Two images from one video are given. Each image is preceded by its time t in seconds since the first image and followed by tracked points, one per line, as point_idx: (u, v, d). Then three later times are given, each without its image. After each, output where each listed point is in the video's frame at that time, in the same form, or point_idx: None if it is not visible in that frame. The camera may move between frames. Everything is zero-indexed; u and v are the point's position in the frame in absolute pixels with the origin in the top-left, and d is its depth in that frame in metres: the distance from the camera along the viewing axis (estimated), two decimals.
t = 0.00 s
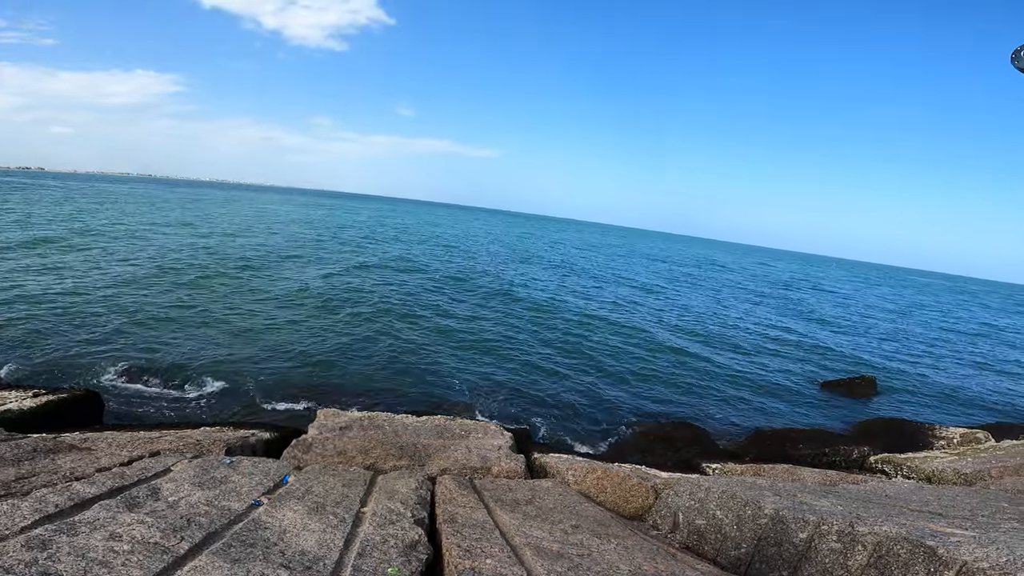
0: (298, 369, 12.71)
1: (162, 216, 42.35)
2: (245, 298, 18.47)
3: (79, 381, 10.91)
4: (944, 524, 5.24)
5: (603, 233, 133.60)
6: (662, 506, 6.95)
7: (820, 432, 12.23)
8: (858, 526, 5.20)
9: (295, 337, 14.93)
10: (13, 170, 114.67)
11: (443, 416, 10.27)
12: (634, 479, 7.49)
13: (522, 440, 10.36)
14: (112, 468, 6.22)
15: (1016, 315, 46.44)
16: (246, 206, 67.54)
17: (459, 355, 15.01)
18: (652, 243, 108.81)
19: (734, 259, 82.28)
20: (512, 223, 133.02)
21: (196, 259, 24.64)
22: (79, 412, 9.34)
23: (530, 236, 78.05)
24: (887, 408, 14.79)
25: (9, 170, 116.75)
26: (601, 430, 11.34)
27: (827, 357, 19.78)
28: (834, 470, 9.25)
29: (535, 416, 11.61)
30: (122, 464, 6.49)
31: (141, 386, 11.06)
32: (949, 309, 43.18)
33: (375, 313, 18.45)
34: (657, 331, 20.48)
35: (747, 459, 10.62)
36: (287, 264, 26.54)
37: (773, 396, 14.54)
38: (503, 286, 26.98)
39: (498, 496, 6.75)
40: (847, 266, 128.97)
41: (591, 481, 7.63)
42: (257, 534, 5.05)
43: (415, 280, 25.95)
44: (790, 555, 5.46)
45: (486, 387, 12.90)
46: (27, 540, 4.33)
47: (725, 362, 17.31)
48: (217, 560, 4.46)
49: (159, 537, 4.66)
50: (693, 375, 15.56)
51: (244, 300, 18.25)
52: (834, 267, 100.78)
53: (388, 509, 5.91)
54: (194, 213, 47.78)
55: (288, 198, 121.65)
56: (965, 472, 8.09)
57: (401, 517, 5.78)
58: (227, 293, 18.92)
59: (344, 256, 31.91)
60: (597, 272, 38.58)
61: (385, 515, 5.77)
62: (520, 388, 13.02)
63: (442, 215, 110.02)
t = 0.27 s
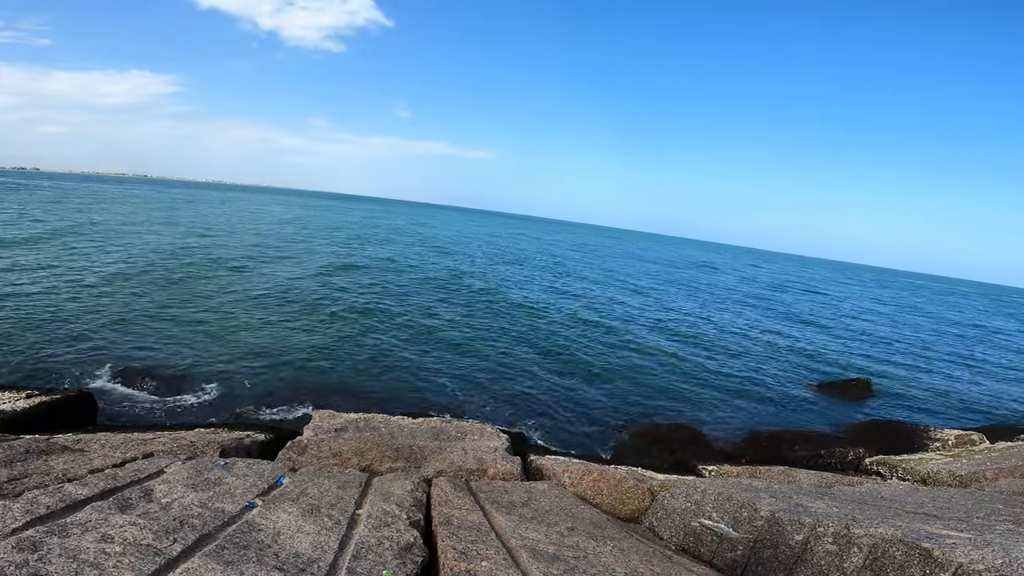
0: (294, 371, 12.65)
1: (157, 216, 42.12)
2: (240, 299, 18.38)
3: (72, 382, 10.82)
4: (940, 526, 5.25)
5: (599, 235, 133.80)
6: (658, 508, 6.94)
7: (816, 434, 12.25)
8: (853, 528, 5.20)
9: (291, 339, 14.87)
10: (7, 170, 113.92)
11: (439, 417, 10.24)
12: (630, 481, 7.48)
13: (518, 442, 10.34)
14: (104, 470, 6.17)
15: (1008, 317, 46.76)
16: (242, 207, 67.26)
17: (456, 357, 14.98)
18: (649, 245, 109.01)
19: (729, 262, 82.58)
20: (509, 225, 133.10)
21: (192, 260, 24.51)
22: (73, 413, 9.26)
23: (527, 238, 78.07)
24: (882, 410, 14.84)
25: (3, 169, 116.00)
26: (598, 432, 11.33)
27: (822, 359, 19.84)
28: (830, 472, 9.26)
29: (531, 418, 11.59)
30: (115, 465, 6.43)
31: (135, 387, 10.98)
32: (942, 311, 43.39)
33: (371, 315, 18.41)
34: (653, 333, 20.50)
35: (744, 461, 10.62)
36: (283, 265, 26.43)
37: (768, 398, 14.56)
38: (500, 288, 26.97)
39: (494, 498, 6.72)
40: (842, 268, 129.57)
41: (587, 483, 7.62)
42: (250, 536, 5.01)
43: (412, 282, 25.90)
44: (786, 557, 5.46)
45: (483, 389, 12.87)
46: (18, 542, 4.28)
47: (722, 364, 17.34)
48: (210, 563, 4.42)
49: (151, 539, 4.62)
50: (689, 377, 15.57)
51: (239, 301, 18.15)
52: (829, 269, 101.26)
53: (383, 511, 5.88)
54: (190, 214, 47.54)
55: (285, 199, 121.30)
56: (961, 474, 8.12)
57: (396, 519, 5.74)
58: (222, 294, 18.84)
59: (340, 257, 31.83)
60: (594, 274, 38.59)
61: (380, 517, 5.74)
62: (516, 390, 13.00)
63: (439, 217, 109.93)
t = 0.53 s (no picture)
0: (290, 373, 12.59)
1: (153, 218, 41.94)
2: (236, 301, 18.30)
3: (66, 384, 10.74)
4: (937, 529, 5.24)
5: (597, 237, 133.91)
6: (656, 511, 6.91)
7: (813, 436, 12.26)
8: (851, 531, 5.18)
9: (287, 341, 14.79)
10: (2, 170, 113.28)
11: (436, 420, 10.20)
12: (628, 484, 7.46)
13: (515, 444, 10.31)
14: (98, 473, 6.11)
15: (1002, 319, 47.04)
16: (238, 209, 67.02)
17: (453, 359, 14.95)
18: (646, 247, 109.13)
19: (726, 264, 82.79)
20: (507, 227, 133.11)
21: (188, 262, 24.41)
22: (67, 415, 9.18)
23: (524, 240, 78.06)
24: (879, 412, 14.87)
25: None
26: (595, 434, 11.31)
27: (819, 361, 19.88)
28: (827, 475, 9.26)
29: (529, 420, 11.56)
30: (109, 468, 6.38)
31: (130, 389, 10.90)
32: (937, 313, 43.59)
33: (368, 317, 18.35)
34: (650, 335, 20.51)
35: (741, 463, 10.62)
36: (279, 267, 26.33)
37: (765, 400, 14.57)
38: (497, 290, 26.95)
39: (492, 501, 6.69)
40: (838, 271, 130.04)
41: (584, 486, 7.59)
42: (245, 540, 4.96)
43: (409, 283, 25.84)
44: (784, 560, 5.45)
45: (480, 391, 12.83)
46: (10, 545, 4.24)
47: (718, 366, 17.34)
48: (205, 566, 4.38)
49: (145, 542, 4.57)
50: (686, 379, 15.57)
51: (235, 303, 18.08)
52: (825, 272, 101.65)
53: (380, 515, 5.84)
54: (186, 216, 47.36)
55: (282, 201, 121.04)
56: (957, 476, 8.13)
57: (393, 523, 5.71)
58: (218, 295, 18.75)
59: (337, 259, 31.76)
60: (591, 276, 38.61)
61: (376, 521, 5.70)
62: (513, 393, 12.97)
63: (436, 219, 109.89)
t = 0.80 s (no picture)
0: (288, 376, 12.56)
1: (150, 219, 41.85)
2: (234, 303, 18.27)
3: (63, 386, 10.70)
4: (935, 532, 5.25)
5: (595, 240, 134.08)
6: (655, 514, 6.91)
7: (811, 439, 12.27)
8: (849, 535, 5.18)
9: (285, 343, 14.76)
10: None
11: (434, 422, 10.19)
12: (626, 487, 7.46)
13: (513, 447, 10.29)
14: (95, 475, 6.09)
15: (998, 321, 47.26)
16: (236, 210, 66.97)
17: (451, 361, 14.95)
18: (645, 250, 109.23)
19: (723, 266, 82.97)
20: (505, 230, 133.17)
21: (185, 263, 24.35)
22: (64, 417, 9.15)
23: (523, 242, 78.07)
24: (877, 415, 14.89)
25: None
26: (593, 437, 11.31)
27: (817, 364, 19.92)
28: (825, 478, 9.28)
29: (527, 423, 11.55)
30: (106, 470, 6.36)
31: (127, 391, 10.87)
32: (934, 315, 43.75)
33: (366, 319, 18.34)
34: (648, 338, 20.51)
35: (739, 466, 10.63)
36: (277, 268, 26.28)
37: (764, 403, 14.57)
38: (496, 292, 26.94)
39: (490, 504, 6.68)
40: (836, 273, 130.35)
41: (583, 489, 7.59)
42: (243, 542, 4.95)
43: (407, 286, 25.85)
44: (782, 563, 5.45)
45: (479, 394, 12.82)
46: (6, 547, 4.22)
47: (717, 368, 17.35)
48: (202, 569, 4.36)
49: (141, 544, 4.56)
50: (684, 382, 15.58)
51: (233, 304, 18.03)
52: (823, 274, 101.97)
53: (378, 518, 5.82)
54: (184, 217, 47.30)
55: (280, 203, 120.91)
56: (955, 479, 8.14)
57: (391, 526, 5.69)
58: (216, 297, 18.72)
59: (336, 261, 31.77)
60: (589, 279, 38.66)
61: (374, 524, 5.69)
62: (512, 395, 12.96)
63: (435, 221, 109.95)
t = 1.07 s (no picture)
0: (284, 376, 12.53)
1: (148, 219, 41.76)
2: (231, 303, 18.23)
3: (58, 385, 10.65)
4: (929, 536, 5.27)
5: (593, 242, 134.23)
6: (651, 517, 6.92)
7: (807, 442, 12.29)
8: (843, 539, 5.19)
9: (282, 343, 14.73)
10: None
11: (431, 424, 10.17)
12: (622, 490, 7.46)
13: (510, 449, 10.29)
14: (89, 475, 6.07)
15: (991, 325, 47.60)
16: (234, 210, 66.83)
17: (449, 363, 14.95)
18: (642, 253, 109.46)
19: (720, 270, 83.28)
20: (503, 232, 133.20)
21: (182, 263, 24.29)
22: (59, 417, 9.10)
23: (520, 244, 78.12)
24: (872, 418, 14.93)
25: None
26: (590, 439, 11.31)
27: (812, 367, 19.99)
28: (820, 481, 9.30)
29: (523, 425, 11.55)
30: (100, 470, 6.33)
31: (122, 391, 10.83)
32: (928, 319, 44.04)
33: (364, 321, 18.32)
34: (645, 341, 20.54)
35: (735, 469, 10.64)
36: (274, 269, 26.24)
37: (760, 407, 14.60)
38: (493, 295, 26.96)
39: (487, 506, 6.68)
40: (832, 278, 130.79)
41: (579, 492, 7.59)
42: (237, 543, 4.93)
43: (405, 287, 25.84)
44: (777, 567, 5.45)
45: (476, 396, 12.82)
46: None
47: (714, 372, 17.38)
48: (195, 570, 4.35)
49: (135, 545, 4.54)
50: (681, 385, 15.60)
51: (230, 305, 17.99)
52: (819, 278, 102.41)
53: (374, 519, 5.81)
54: (181, 217, 47.19)
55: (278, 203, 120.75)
56: (950, 483, 8.17)
57: (387, 527, 5.68)
58: (213, 297, 18.69)
59: (333, 262, 31.73)
60: (586, 281, 38.71)
61: (370, 525, 5.68)
62: (509, 397, 12.96)
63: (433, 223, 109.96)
